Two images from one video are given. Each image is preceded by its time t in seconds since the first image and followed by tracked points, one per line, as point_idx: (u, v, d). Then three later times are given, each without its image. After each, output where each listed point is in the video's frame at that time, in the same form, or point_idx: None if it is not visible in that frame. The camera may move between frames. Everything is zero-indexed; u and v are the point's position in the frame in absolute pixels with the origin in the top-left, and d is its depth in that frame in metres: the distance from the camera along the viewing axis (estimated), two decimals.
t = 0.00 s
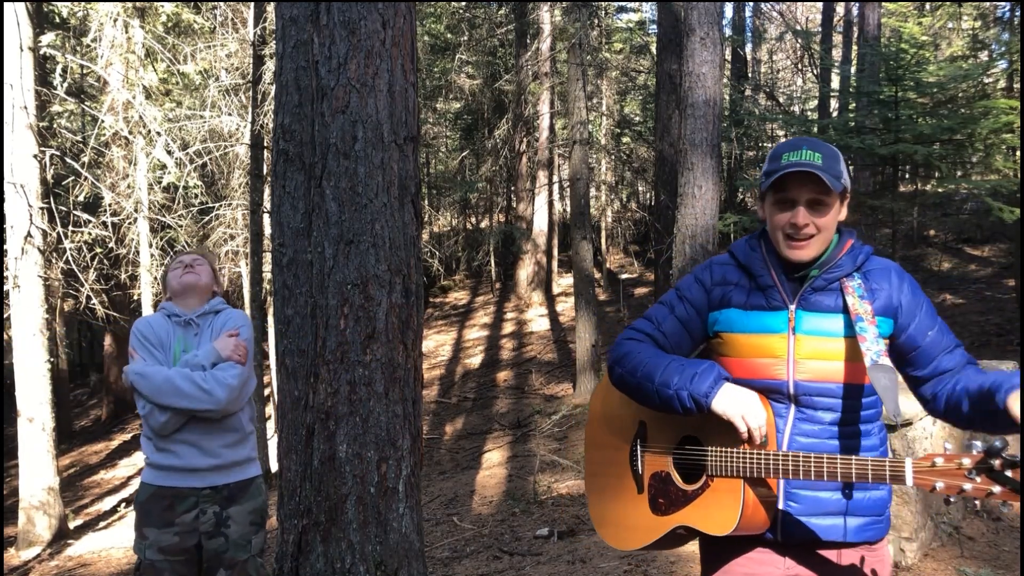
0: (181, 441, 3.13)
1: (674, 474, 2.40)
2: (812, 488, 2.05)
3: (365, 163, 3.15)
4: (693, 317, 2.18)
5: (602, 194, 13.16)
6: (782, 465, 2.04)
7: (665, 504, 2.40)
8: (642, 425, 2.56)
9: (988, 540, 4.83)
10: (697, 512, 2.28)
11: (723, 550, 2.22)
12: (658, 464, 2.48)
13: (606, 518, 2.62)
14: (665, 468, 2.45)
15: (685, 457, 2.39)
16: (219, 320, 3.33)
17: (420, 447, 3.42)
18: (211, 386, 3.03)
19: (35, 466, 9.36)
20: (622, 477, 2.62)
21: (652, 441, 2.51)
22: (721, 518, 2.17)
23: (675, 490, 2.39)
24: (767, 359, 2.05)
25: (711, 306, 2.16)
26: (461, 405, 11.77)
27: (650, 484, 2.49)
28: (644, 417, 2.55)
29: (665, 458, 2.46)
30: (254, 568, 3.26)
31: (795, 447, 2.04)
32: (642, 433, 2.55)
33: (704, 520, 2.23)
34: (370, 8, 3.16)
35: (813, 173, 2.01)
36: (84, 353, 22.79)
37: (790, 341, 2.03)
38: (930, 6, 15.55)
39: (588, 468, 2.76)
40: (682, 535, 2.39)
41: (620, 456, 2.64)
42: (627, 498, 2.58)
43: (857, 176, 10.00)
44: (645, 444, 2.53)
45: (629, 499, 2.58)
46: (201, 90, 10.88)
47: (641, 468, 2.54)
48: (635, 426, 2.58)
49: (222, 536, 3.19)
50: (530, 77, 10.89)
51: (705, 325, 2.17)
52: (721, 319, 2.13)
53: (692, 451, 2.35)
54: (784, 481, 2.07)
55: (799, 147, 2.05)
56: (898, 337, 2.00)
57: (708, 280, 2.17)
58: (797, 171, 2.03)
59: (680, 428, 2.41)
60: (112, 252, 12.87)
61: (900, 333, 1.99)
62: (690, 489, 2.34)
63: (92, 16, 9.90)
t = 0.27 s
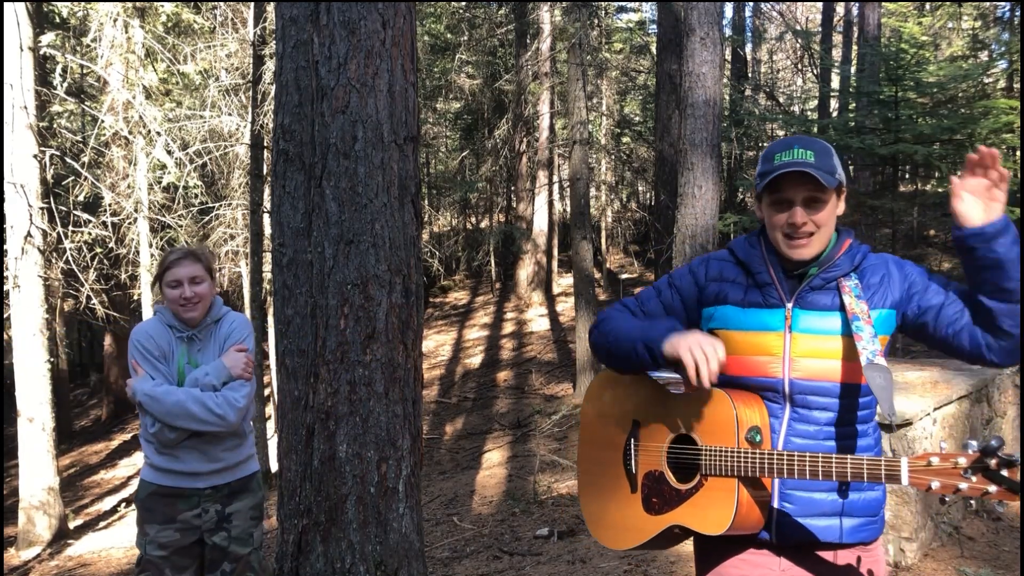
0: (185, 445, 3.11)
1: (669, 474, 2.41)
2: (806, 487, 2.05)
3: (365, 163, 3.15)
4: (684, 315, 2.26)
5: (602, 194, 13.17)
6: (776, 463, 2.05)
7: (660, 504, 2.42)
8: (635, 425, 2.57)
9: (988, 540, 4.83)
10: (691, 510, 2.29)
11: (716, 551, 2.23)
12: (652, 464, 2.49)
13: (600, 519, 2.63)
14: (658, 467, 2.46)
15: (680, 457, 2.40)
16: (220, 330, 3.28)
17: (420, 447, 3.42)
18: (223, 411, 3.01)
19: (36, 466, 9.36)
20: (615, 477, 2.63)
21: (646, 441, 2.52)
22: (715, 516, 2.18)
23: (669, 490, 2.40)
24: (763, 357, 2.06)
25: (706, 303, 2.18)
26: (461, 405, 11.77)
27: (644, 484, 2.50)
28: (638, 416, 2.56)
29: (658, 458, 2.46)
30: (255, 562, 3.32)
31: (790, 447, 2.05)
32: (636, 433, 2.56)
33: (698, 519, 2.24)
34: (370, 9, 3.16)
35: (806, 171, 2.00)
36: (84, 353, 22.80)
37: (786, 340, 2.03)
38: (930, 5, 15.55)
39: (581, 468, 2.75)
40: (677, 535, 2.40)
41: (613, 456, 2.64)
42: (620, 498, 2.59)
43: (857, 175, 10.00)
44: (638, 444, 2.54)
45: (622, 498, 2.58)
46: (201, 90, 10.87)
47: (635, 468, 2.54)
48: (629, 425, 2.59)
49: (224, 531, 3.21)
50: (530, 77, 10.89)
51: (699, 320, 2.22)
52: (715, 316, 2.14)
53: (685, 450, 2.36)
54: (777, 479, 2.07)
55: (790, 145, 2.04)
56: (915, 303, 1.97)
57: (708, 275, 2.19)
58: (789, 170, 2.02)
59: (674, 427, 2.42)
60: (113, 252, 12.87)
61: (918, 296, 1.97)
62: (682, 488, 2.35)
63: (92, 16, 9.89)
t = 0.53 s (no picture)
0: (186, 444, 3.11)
1: (665, 474, 2.39)
2: (810, 485, 2.04)
3: (365, 163, 3.15)
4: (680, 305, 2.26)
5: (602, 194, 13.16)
6: (776, 463, 2.03)
7: (658, 505, 2.39)
8: (629, 426, 2.59)
9: (988, 540, 4.83)
10: (691, 512, 2.27)
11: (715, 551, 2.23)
12: (647, 465, 2.48)
13: (598, 522, 2.63)
14: (655, 469, 2.44)
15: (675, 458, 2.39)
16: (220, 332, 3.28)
17: (420, 447, 3.41)
18: (225, 412, 3.01)
19: (35, 466, 9.36)
20: (611, 479, 2.64)
21: (639, 442, 2.53)
22: (718, 517, 2.16)
23: (667, 491, 2.38)
24: (757, 349, 2.07)
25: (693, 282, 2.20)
26: (461, 405, 11.77)
27: (641, 486, 2.48)
28: (631, 417, 2.59)
29: (654, 459, 2.45)
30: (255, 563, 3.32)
31: (790, 444, 2.05)
32: (630, 434, 2.58)
33: (701, 522, 2.21)
34: (369, 8, 3.15)
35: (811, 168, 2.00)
36: (84, 353, 22.81)
37: (780, 331, 2.04)
38: (930, 5, 15.56)
39: (575, 472, 2.81)
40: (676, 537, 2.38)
41: (608, 458, 2.66)
42: (616, 501, 2.58)
43: (858, 175, 9.99)
44: (632, 445, 2.55)
45: (618, 501, 2.58)
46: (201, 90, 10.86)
47: (631, 471, 2.54)
48: (623, 428, 2.62)
49: (224, 532, 3.22)
50: (530, 77, 10.88)
51: (688, 302, 2.22)
52: (702, 304, 2.17)
53: (682, 451, 2.35)
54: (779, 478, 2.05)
55: (794, 142, 2.05)
56: (908, 285, 2.02)
57: (707, 263, 2.19)
58: (792, 167, 2.02)
59: (667, 427, 2.43)
60: (112, 252, 12.86)
61: (908, 278, 2.01)
62: (683, 489, 2.32)
63: (91, 16, 9.88)
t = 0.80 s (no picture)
0: (187, 444, 3.11)
1: (666, 475, 2.40)
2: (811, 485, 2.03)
3: (365, 163, 3.14)
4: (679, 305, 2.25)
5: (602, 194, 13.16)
6: (774, 462, 2.04)
7: (658, 506, 2.40)
8: (630, 427, 2.59)
9: (989, 540, 4.82)
10: (692, 512, 2.27)
11: (717, 552, 2.22)
12: (649, 467, 2.48)
13: (598, 523, 2.63)
14: (656, 470, 2.44)
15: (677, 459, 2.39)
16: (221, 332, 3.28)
17: (420, 447, 3.41)
18: (225, 409, 3.01)
19: (35, 466, 9.36)
20: (612, 480, 2.63)
21: (641, 443, 2.53)
22: (719, 517, 2.16)
23: (668, 491, 2.38)
24: (755, 350, 2.08)
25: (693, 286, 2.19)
26: (461, 405, 11.77)
27: (642, 487, 2.48)
28: (633, 418, 2.58)
29: (655, 460, 2.46)
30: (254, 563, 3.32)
31: (790, 444, 2.05)
32: (631, 435, 2.58)
33: (701, 521, 2.22)
34: (370, 8, 3.15)
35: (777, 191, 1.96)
36: (84, 353, 22.82)
37: (778, 332, 2.04)
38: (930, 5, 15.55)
39: (577, 473, 2.80)
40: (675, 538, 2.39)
41: (608, 459, 2.66)
42: (616, 502, 2.58)
43: (858, 176, 9.98)
44: (634, 446, 2.55)
45: (618, 502, 2.58)
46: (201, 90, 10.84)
47: (632, 472, 2.54)
48: (625, 429, 2.62)
49: (223, 532, 3.22)
50: (530, 77, 10.87)
51: (689, 305, 2.21)
52: (702, 307, 2.16)
53: (683, 451, 2.36)
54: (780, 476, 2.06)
55: (764, 158, 2.02)
56: (906, 291, 2.02)
57: (703, 267, 2.19)
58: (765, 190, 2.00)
59: (668, 429, 2.43)
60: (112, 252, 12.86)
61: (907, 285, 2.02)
62: (683, 489, 2.33)
63: (91, 16, 9.87)
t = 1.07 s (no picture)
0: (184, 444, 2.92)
1: (670, 476, 2.42)
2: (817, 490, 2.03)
3: (365, 163, 3.15)
4: (684, 312, 2.28)
5: (602, 194, 13.17)
6: (776, 468, 2.05)
7: (661, 506, 2.43)
8: (635, 425, 2.59)
9: (989, 540, 4.82)
10: (695, 513, 2.29)
11: (721, 556, 2.22)
12: (653, 466, 2.50)
13: (601, 521, 2.65)
14: (660, 470, 2.47)
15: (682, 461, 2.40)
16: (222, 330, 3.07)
17: (420, 447, 3.41)
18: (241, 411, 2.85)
19: (35, 466, 9.35)
20: (615, 478, 2.65)
21: (647, 443, 2.54)
22: (722, 520, 2.17)
23: (672, 492, 2.40)
24: (760, 358, 2.07)
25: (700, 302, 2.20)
26: (461, 405, 11.77)
27: (646, 487, 2.51)
28: (637, 418, 2.58)
29: (660, 460, 2.47)
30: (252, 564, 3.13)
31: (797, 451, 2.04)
32: (637, 434, 2.59)
33: (704, 523, 2.23)
34: (370, 8, 3.15)
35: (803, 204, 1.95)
36: (84, 353, 22.88)
37: (785, 341, 2.03)
38: (930, 5, 15.56)
39: (579, 469, 2.83)
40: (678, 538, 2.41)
41: (611, 458, 2.68)
42: (620, 500, 2.61)
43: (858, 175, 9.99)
44: (639, 446, 2.56)
45: (622, 500, 2.60)
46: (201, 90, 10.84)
47: (636, 471, 2.56)
48: (628, 429, 2.62)
49: (221, 534, 3.05)
50: (530, 77, 10.87)
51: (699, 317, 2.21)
52: (710, 319, 2.17)
53: (686, 453, 2.37)
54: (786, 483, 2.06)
55: (794, 173, 2.00)
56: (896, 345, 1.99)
57: (707, 276, 2.20)
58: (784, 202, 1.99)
59: (672, 430, 2.44)
60: (112, 252, 12.85)
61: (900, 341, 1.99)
62: (686, 490, 2.35)
63: (91, 16, 9.87)
